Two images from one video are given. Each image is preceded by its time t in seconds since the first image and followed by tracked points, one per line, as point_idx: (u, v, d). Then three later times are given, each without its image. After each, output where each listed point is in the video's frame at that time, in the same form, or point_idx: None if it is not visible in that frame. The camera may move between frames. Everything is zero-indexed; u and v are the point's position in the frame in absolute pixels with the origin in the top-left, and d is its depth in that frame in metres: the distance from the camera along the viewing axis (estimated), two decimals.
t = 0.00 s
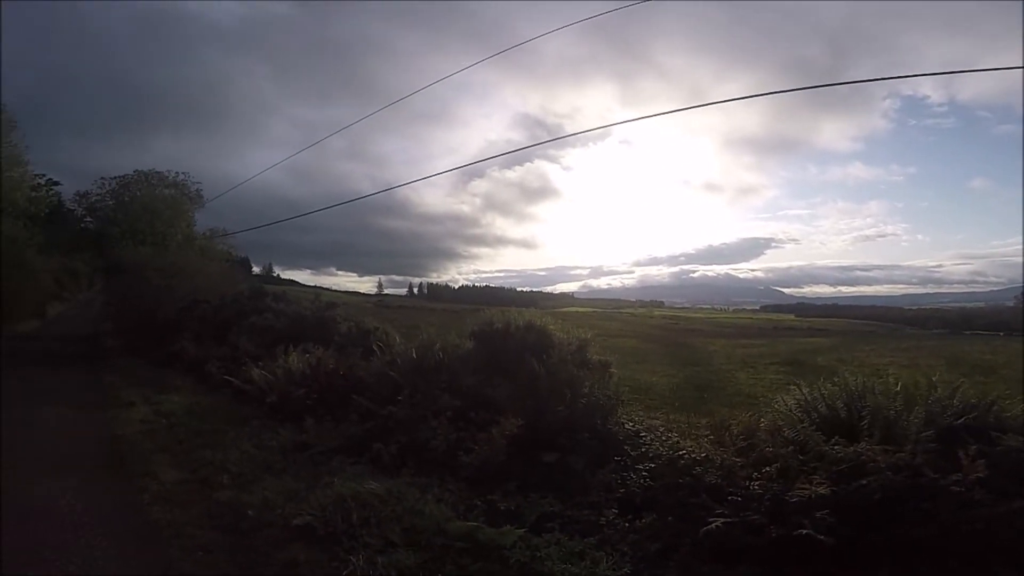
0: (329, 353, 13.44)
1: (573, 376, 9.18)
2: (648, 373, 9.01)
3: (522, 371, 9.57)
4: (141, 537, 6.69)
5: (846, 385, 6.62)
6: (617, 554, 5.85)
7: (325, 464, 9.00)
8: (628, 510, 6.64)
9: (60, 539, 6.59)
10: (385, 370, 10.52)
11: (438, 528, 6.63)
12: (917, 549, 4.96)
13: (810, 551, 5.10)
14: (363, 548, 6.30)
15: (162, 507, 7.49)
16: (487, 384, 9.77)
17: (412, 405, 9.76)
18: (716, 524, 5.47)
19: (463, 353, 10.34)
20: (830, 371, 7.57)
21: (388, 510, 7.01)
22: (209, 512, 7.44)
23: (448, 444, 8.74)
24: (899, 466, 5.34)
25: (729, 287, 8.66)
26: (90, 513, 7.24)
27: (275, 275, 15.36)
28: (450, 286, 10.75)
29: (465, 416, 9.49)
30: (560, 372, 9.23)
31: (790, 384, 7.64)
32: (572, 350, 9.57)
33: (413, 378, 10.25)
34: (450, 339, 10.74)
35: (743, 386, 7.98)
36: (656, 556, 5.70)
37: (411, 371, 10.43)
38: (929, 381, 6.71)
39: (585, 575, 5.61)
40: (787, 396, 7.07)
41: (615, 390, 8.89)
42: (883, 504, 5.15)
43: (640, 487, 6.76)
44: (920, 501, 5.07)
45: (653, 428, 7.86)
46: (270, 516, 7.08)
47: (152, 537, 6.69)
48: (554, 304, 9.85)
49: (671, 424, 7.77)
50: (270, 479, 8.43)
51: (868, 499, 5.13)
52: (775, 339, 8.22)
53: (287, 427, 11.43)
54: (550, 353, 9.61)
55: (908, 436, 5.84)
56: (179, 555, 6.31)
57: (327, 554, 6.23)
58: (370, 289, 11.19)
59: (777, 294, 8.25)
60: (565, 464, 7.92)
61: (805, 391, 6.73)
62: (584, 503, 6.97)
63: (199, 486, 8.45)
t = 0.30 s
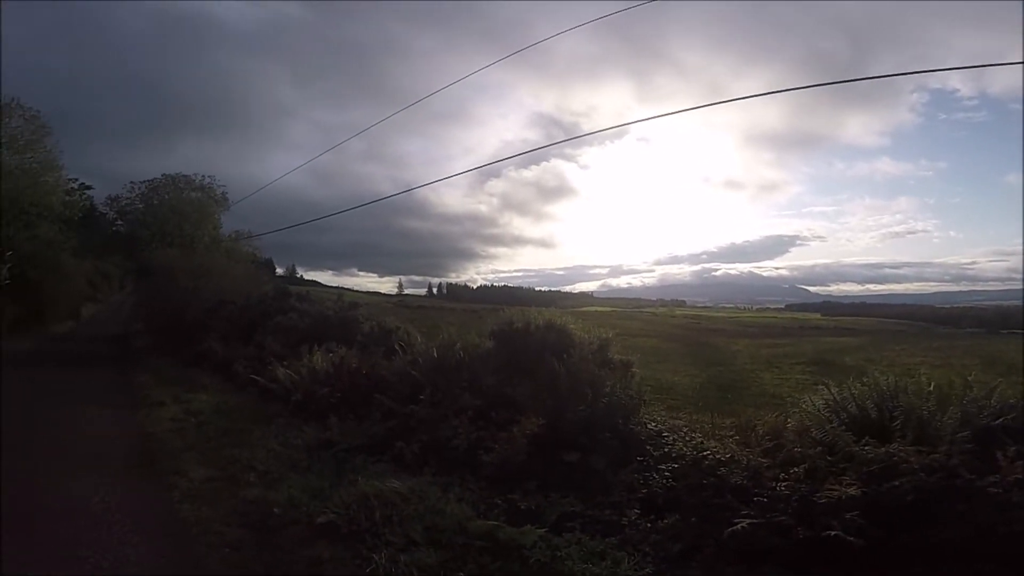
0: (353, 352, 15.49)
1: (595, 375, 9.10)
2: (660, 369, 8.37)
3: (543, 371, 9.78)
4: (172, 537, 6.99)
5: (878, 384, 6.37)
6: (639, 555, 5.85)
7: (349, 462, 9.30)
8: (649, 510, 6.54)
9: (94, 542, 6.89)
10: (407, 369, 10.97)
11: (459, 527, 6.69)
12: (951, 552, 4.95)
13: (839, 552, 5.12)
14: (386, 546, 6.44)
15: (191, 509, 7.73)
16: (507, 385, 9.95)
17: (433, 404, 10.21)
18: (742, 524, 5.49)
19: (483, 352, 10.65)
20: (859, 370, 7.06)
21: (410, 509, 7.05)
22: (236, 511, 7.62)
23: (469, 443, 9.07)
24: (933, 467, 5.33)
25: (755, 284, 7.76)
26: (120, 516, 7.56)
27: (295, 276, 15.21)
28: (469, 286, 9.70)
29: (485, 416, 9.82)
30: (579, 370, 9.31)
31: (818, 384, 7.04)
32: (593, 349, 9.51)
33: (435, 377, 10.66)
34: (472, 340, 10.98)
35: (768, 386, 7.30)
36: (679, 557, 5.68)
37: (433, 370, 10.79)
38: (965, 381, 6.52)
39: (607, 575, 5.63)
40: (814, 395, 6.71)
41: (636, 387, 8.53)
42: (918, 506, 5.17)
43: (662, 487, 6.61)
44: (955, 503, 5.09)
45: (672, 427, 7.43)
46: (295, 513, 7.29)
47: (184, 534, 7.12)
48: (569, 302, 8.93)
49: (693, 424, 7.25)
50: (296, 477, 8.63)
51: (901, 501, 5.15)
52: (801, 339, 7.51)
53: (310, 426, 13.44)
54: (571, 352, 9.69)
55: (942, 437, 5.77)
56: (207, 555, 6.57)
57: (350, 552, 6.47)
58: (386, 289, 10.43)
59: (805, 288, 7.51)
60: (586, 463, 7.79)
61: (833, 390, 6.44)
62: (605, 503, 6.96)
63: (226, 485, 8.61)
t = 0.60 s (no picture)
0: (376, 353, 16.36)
1: (617, 376, 9.27)
2: (684, 367, 8.52)
3: (565, 370, 10.14)
4: (199, 533, 7.09)
5: (911, 384, 6.31)
6: (660, 556, 5.92)
7: (373, 460, 9.68)
8: (673, 511, 6.69)
9: (121, 535, 6.97)
10: (430, 369, 11.84)
11: (480, 526, 6.79)
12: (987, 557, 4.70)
13: (868, 557, 4.98)
14: (406, 543, 6.45)
15: (220, 506, 7.98)
16: (525, 383, 10.67)
17: (456, 404, 10.72)
18: (768, 527, 5.44)
19: (504, 352, 11.34)
20: (891, 371, 6.82)
21: (432, 507, 7.26)
22: (263, 507, 7.88)
23: (489, 442, 9.37)
24: (969, 470, 5.02)
25: (779, 284, 7.94)
26: (148, 511, 7.67)
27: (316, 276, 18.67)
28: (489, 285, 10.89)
29: (505, 416, 10.25)
30: (602, 373, 9.42)
31: (848, 384, 6.97)
32: (614, 349, 9.67)
33: (457, 377, 11.36)
34: (491, 340, 11.69)
35: (795, 387, 7.27)
36: (701, 558, 5.75)
37: (454, 369, 11.61)
38: (1004, 381, 6.11)
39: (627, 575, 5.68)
40: (845, 395, 6.76)
41: (659, 389, 8.83)
42: (955, 510, 4.87)
43: (685, 489, 6.79)
44: (994, 507, 4.77)
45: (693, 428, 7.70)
46: (319, 510, 7.46)
47: (213, 531, 7.20)
48: (592, 304, 9.43)
49: (717, 425, 7.44)
50: (321, 475, 8.98)
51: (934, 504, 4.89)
52: (827, 341, 7.37)
53: (336, 424, 13.95)
54: (594, 353, 9.83)
55: (978, 439, 5.52)
56: (234, 549, 6.69)
57: (374, 549, 6.47)
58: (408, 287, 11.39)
59: (831, 288, 7.60)
60: (607, 463, 8.03)
61: (862, 390, 6.50)
62: (627, 504, 7.10)
63: (255, 483, 8.95)
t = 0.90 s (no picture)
0: (399, 352, 16.66)
1: (641, 375, 9.57)
2: (717, 370, 8.77)
3: (589, 370, 10.43)
4: (228, 527, 7.28)
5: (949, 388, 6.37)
6: (683, 558, 6.06)
7: (395, 457, 9.83)
8: (697, 513, 6.94)
9: (153, 527, 7.06)
10: (453, 368, 11.89)
11: (501, 525, 6.92)
12: None
13: (902, 560, 4.96)
14: (429, 541, 6.56)
15: (249, 501, 8.25)
16: (547, 383, 10.77)
17: (477, 402, 10.76)
18: (796, 530, 5.32)
19: (526, 351, 11.52)
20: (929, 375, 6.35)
21: (454, 506, 7.42)
22: (290, 504, 8.16)
23: (511, 441, 9.35)
24: (1010, 475, 5.13)
25: (809, 283, 6.90)
26: (177, 508, 7.74)
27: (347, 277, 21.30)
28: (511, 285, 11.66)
29: (527, 415, 10.29)
30: (628, 369, 9.69)
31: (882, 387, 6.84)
32: (639, 349, 10.04)
33: (479, 375, 11.42)
34: (513, 338, 11.96)
35: (824, 389, 7.41)
36: (726, 561, 5.95)
37: (476, 367, 11.69)
38: None
39: None
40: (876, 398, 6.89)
41: (685, 388, 9.29)
42: (994, 514, 4.97)
43: (711, 491, 7.08)
44: None
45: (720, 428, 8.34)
46: (344, 508, 7.69)
47: (241, 525, 7.37)
48: (615, 303, 9.70)
49: (746, 428, 7.99)
50: (345, 473, 9.23)
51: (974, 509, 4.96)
52: (859, 342, 6.77)
53: (360, 420, 14.22)
54: (618, 353, 10.13)
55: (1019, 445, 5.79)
56: (261, 544, 6.83)
57: (396, 547, 6.60)
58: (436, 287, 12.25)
59: (861, 288, 6.38)
60: (631, 464, 8.28)
61: (897, 392, 6.79)
62: (650, 505, 7.33)
63: (283, 480, 9.26)
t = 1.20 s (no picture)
0: (424, 350, 16.82)
1: (668, 373, 9.28)
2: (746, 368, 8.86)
3: (614, 370, 10.14)
4: (255, 522, 7.40)
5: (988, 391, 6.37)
6: (710, 560, 5.94)
7: (419, 455, 9.92)
8: (725, 515, 6.73)
9: (181, 524, 7.21)
10: (476, 366, 11.93)
11: (524, 524, 6.91)
12: None
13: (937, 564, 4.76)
14: (451, 539, 6.59)
15: (276, 497, 8.38)
16: (571, 383, 10.67)
17: (500, 401, 10.78)
18: (828, 531, 5.15)
19: (549, 350, 11.51)
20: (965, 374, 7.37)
21: (476, 504, 7.44)
22: (316, 500, 8.28)
23: (534, 439, 9.30)
24: None
25: (837, 283, 8.10)
26: (207, 506, 7.95)
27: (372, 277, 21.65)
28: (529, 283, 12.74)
29: (550, 413, 10.23)
30: (653, 366, 9.37)
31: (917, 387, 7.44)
32: (665, 349, 9.74)
33: (502, 373, 11.46)
34: (535, 338, 11.99)
35: (856, 391, 7.62)
36: (754, 564, 5.74)
37: (500, 366, 11.74)
38: None
39: None
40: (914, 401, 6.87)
41: (713, 389, 8.96)
42: None
43: (739, 492, 6.79)
44: None
45: (748, 429, 7.95)
46: (368, 504, 7.76)
47: (267, 521, 7.50)
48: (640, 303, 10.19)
49: (775, 429, 7.54)
50: (370, 470, 9.33)
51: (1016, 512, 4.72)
52: (892, 342, 7.95)
53: (385, 417, 14.38)
54: (643, 352, 9.83)
55: None
56: (286, 539, 6.92)
57: (419, 543, 6.65)
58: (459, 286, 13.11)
59: (897, 289, 7.80)
60: (656, 463, 8.09)
61: (935, 394, 6.57)
62: (676, 506, 7.20)
63: (309, 476, 9.39)
